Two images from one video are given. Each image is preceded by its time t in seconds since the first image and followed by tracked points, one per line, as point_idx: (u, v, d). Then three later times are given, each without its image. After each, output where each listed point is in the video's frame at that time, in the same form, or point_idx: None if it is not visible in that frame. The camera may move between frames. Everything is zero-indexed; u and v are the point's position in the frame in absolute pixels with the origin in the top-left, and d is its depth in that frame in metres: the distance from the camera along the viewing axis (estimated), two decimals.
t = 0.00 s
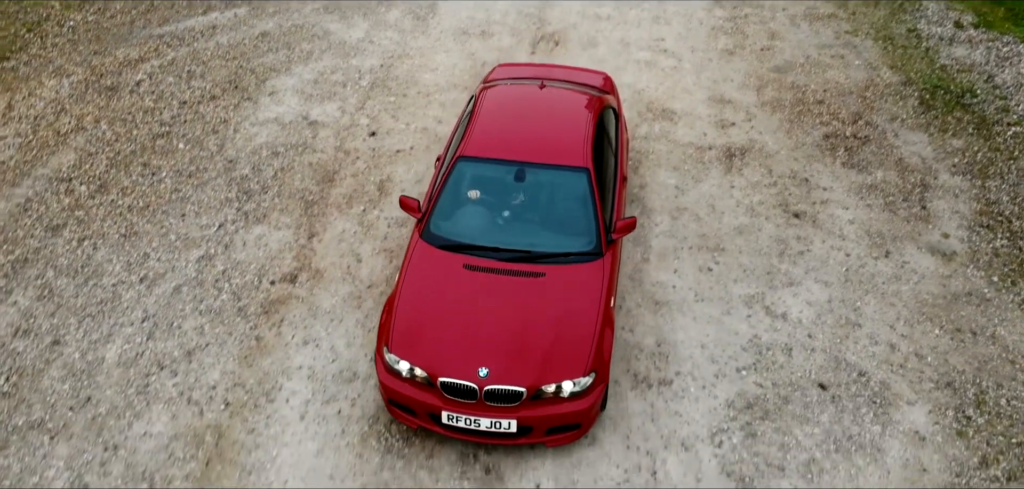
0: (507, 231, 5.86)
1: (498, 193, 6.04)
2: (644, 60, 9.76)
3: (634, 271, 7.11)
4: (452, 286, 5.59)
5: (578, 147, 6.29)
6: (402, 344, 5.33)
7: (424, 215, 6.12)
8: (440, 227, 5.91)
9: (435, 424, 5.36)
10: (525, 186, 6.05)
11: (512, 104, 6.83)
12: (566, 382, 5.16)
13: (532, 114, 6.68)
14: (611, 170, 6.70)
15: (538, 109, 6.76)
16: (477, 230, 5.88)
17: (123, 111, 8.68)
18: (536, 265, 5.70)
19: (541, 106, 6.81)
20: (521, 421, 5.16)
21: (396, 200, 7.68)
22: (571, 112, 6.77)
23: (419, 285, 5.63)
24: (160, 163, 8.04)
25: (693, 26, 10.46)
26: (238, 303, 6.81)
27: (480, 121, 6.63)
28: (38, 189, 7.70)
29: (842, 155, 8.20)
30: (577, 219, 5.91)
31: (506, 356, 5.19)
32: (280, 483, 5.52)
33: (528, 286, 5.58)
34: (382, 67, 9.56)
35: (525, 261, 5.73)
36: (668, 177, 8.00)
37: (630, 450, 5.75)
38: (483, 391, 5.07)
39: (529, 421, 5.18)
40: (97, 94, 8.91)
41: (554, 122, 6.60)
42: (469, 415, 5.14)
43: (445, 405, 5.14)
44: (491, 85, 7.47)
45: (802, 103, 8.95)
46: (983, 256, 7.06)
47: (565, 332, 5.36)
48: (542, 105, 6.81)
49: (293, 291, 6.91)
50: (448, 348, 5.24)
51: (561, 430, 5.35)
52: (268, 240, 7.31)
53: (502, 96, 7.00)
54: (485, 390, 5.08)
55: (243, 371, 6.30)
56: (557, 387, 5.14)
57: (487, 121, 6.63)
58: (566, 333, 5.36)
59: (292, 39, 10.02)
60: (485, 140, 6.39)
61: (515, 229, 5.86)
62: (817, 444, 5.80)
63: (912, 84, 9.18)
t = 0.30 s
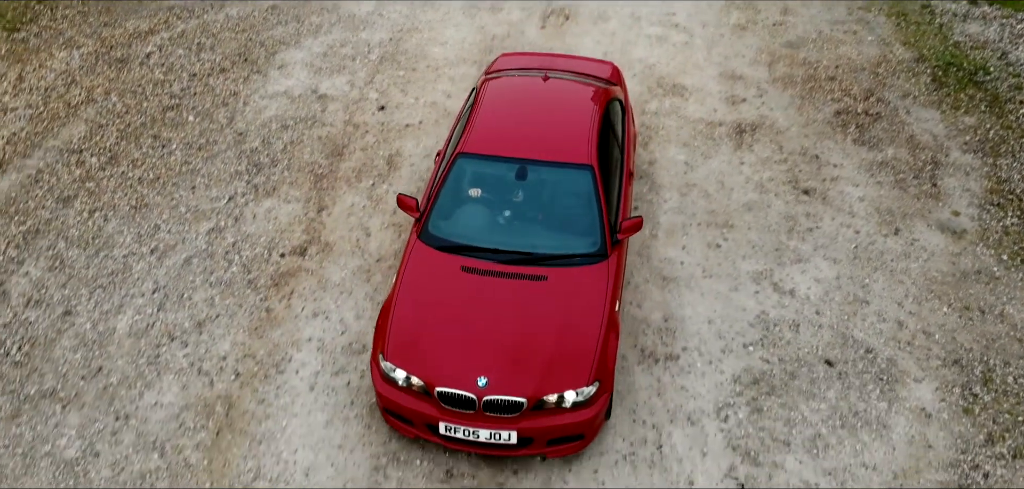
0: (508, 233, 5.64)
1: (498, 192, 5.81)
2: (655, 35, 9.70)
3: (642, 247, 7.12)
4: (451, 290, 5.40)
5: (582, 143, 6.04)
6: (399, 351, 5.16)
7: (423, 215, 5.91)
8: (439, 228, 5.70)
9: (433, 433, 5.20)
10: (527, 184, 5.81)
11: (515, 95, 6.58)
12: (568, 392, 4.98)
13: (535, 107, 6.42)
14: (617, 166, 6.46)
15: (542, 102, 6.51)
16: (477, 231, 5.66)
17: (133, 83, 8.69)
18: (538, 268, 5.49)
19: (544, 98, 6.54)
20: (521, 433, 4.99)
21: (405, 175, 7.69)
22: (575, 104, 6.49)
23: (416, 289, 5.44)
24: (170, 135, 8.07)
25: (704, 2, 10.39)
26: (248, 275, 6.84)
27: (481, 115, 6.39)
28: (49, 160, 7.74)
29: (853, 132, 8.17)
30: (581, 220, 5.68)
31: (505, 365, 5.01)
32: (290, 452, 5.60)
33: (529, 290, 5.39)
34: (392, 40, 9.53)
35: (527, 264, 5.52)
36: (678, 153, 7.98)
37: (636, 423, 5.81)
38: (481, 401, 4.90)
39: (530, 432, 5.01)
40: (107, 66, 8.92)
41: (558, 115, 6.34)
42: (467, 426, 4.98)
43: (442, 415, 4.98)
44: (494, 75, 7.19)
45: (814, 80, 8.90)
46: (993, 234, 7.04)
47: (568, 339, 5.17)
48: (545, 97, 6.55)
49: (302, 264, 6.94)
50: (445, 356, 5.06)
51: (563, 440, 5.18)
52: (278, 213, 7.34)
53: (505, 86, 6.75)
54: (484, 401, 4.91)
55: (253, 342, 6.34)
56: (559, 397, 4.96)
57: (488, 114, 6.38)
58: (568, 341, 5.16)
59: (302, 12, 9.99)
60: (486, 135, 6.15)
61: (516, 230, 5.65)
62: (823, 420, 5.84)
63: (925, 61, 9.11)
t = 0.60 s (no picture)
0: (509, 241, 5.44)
1: (499, 198, 5.60)
2: (666, 11, 9.64)
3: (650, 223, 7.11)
4: (450, 301, 5.22)
5: (587, 146, 5.80)
6: (395, 367, 5.00)
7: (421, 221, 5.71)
8: (437, 236, 5.51)
9: (430, 453, 5.05)
10: (529, 189, 5.60)
11: (519, 91, 6.33)
12: (570, 413, 4.82)
13: (539, 104, 6.17)
14: (624, 168, 6.23)
15: (547, 98, 6.25)
16: (477, 238, 5.47)
17: (143, 56, 8.70)
18: (540, 279, 5.30)
19: (548, 95, 6.28)
20: (521, 455, 4.83)
21: (414, 149, 7.69)
22: (580, 102, 6.21)
23: (414, 301, 5.26)
24: (180, 108, 8.08)
25: None
26: (258, 248, 6.87)
27: (483, 113, 6.16)
28: (59, 132, 7.78)
29: (865, 109, 8.13)
30: (585, 229, 5.47)
31: (506, 383, 4.85)
32: (299, 423, 5.66)
33: (530, 304, 5.20)
34: (401, 14, 9.49)
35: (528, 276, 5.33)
36: (688, 129, 7.96)
37: (643, 398, 5.85)
38: (480, 422, 4.74)
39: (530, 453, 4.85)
40: (117, 38, 8.93)
41: (563, 113, 6.10)
42: (465, 448, 4.82)
43: (439, 436, 4.82)
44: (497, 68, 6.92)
45: (826, 56, 8.84)
46: (1003, 213, 7.03)
47: (570, 357, 5.00)
48: (549, 93, 6.27)
49: (312, 237, 6.96)
50: (443, 375, 4.89)
51: (564, 461, 5.03)
52: (287, 186, 7.36)
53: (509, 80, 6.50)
54: (483, 422, 4.76)
55: (263, 314, 6.39)
56: (561, 419, 4.80)
57: (489, 112, 6.13)
58: (570, 359, 4.99)
59: None
60: (486, 136, 5.92)
61: (518, 239, 5.44)
62: (829, 397, 5.88)
63: (938, 38, 9.04)
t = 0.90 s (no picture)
0: (508, 251, 5.13)
1: (499, 204, 5.29)
2: None
3: (656, 200, 7.10)
4: (445, 313, 4.93)
5: (592, 149, 5.51)
6: (386, 384, 4.70)
7: (415, 227, 5.39)
8: (433, 243, 5.21)
9: (422, 475, 4.74)
10: (530, 194, 5.29)
11: (520, 88, 6.01)
12: (571, 436, 4.54)
13: (542, 103, 5.85)
14: (630, 172, 5.93)
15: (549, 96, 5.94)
16: (474, 246, 5.17)
17: (150, 29, 8.70)
18: (540, 291, 5.01)
19: (551, 92, 5.96)
20: (518, 480, 4.54)
21: (421, 125, 7.68)
22: (585, 101, 5.90)
23: (407, 314, 4.97)
24: (187, 82, 8.08)
25: None
26: (264, 223, 6.89)
27: (482, 112, 5.84)
28: (67, 106, 7.79)
29: (874, 86, 8.08)
30: (588, 239, 5.17)
31: (503, 404, 4.55)
32: (306, 396, 5.70)
33: (529, 317, 4.91)
34: None
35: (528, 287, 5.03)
36: (696, 106, 7.94)
37: (647, 374, 5.88)
38: (475, 445, 4.45)
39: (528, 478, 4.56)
40: (124, 12, 8.92)
41: (567, 112, 5.78)
42: (459, 472, 4.52)
43: (432, 459, 4.52)
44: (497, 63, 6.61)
45: (835, 33, 8.78)
46: (1011, 192, 7.01)
47: (572, 375, 4.72)
48: (552, 92, 5.96)
49: (319, 213, 6.97)
50: (436, 393, 4.60)
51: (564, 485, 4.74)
52: (294, 161, 7.36)
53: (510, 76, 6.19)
54: (478, 445, 4.46)
55: (270, 288, 6.41)
56: (561, 441, 4.52)
57: (489, 111, 5.82)
58: (571, 379, 4.70)
59: None
60: (485, 136, 5.60)
61: (517, 249, 5.14)
62: (833, 374, 5.90)
63: (949, 15, 8.97)
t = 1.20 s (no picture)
0: (499, 268, 4.87)
1: (490, 217, 5.01)
2: None
3: (658, 177, 7.10)
4: (434, 336, 4.70)
5: (588, 157, 5.23)
6: (370, 413, 4.48)
7: (403, 242, 5.12)
8: (420, 259, 4.95)
9: None
10: (523, 207, 5.01)
11: (513, 88, 5.70)
12: (565, 468, 4.35)
13: (537, 105, 5.55)
14: (629, 178, 5.66)
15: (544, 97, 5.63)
16: (464, 263, 4.91)
17: (150, 5, 8.66)
18: (533, 311, 4.76)
19: (547, 93, 5.66)
20: None
21: (422, 101, 7.66)
22: (581, 104, 5.59)
23: (393, 336, 4.75)
24: (188, 57, 8.05)
25: None
26: (266, 199, 6.89)
27: (474, 116, 5.54)
28: (68, 81, 7.78)
29: (878, 63, 8.05)
30: (584, 255, 4.91)
31: (493, 435, 4.35)
32: (309, 371, 5.73)
33: (521, 340, 4.68)
34: None
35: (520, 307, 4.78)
36: (699, 82, 7.91)
37: (648, 350, 5.90)
38: (465, 479, 4.26)
39: None
40: None
41: (563, 115, 5.48)
42: None
43: None
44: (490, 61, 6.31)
45: (839, 9, 8.72)
46: (1014, 169, 7.01)
47: (565, 403, 4.51)
48: (547, 93, 5.65)
49: (320, 189, 6.97)
50: (423, 424, 4.39)
51: None
52: (296, 137, 7.35)
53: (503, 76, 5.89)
54: (467, 479, 4.27)
55: (273, 264, 6.42)
56: (554, 474, 4.34)
57: (481, 116, 5.52)
58: (565, 407, 4.50)
59: None
60: (477, 144, 5.31)
61: (509, 266, 4.87)
62: (834, 350, 5.92)
63: None
